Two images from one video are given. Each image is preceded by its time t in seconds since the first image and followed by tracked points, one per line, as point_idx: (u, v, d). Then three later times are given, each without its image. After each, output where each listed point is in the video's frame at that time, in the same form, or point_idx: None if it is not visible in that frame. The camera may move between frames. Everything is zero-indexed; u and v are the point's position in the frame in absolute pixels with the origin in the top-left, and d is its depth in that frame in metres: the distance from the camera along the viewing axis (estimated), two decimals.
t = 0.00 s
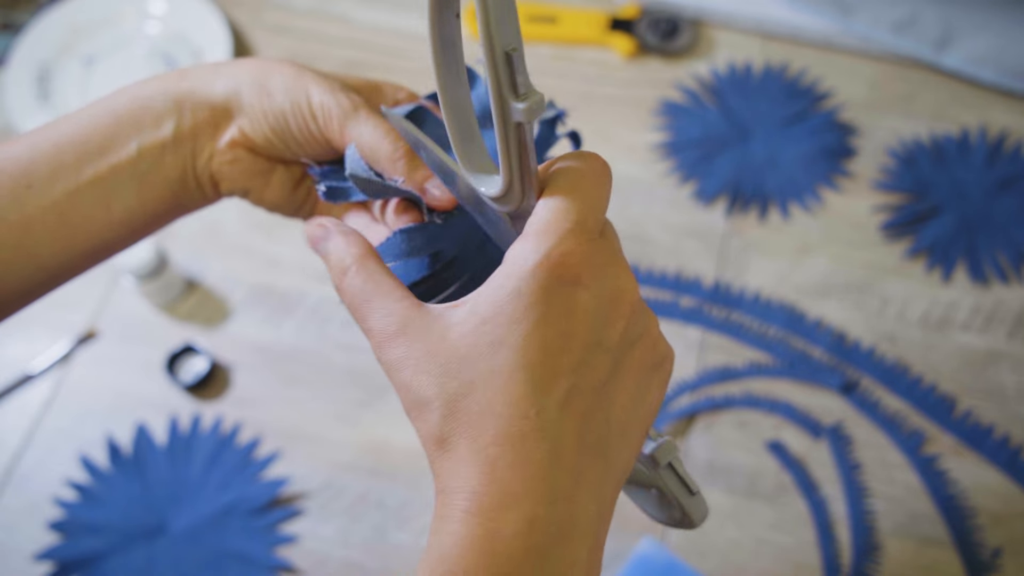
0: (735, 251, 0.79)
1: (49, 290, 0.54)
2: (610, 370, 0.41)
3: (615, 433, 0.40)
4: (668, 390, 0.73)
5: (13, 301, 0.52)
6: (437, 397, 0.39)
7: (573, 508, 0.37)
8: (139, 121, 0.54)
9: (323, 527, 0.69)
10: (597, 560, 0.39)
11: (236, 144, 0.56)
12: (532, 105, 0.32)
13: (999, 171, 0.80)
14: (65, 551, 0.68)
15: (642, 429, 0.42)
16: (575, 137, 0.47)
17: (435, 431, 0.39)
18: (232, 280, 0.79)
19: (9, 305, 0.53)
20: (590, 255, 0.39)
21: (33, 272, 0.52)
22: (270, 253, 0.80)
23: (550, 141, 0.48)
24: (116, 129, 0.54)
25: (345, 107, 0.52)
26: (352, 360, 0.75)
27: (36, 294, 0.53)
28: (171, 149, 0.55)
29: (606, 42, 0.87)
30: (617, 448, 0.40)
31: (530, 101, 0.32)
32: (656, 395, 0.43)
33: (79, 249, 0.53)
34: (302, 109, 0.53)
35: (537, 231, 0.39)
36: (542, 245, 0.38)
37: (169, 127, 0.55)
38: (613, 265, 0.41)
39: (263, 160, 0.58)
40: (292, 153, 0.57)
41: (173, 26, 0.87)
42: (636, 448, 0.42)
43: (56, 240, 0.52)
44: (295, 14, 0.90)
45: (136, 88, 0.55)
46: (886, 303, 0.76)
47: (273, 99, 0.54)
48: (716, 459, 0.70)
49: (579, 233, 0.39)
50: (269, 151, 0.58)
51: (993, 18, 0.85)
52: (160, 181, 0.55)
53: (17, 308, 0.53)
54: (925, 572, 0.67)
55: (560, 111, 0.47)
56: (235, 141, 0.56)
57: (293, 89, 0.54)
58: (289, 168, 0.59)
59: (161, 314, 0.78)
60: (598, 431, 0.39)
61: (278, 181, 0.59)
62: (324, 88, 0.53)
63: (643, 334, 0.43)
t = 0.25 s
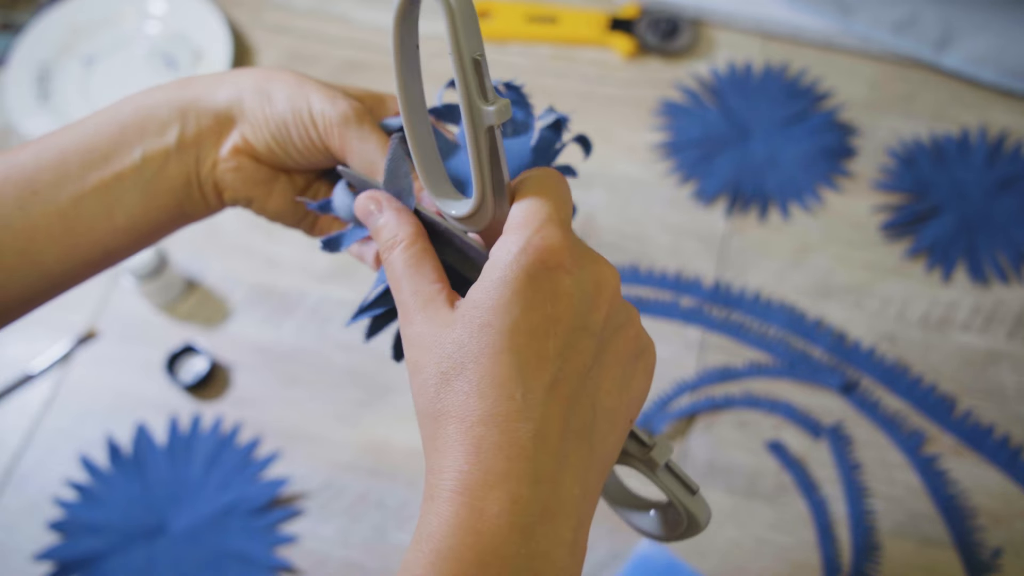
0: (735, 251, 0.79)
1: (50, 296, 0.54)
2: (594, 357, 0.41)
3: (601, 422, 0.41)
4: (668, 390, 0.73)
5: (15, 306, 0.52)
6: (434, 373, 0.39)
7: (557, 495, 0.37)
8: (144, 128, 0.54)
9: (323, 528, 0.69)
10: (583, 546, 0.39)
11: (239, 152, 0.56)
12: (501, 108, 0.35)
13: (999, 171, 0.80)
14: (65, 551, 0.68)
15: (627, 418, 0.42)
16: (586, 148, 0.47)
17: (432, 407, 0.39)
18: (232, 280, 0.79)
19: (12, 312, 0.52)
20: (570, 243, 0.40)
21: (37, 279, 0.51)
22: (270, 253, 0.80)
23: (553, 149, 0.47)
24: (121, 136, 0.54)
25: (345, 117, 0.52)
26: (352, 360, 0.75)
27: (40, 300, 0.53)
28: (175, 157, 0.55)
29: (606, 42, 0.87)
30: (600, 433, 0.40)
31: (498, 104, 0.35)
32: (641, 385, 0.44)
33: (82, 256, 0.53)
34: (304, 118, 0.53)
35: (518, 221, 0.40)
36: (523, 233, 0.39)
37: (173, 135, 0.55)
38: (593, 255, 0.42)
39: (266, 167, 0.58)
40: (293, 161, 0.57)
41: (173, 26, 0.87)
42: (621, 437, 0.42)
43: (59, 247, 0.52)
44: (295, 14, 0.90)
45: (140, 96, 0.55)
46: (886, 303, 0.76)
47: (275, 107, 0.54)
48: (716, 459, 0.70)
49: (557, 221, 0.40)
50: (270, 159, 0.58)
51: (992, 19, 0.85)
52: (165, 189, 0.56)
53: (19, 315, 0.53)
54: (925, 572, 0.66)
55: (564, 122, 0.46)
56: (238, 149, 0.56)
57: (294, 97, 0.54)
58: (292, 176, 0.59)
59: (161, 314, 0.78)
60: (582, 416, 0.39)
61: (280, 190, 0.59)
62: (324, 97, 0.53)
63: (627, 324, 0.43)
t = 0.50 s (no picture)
0: (735, 251, 0.79)
1: (45, 310, 0.54)
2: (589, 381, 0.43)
3: (587, 445, 0.43)
4: (668, 390, 0.73)
5: (10, 321, 0.53)
6: (443, 381, 0.38)
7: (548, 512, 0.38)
8: (137, 148, 0.54)
9: (323, 527, 0.69)
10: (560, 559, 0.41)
11: (239, 168, 0.56)
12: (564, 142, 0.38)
13: (999, 171, 0.80)
14: (65, 551, 0.68)
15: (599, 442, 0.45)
16: (580, 68, 0.45)
17: (436, 414, 0.38)
18: (232, 280, 0.79)
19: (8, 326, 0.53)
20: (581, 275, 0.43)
21: (31, 296, 0.52)
22: (270, 253, 0.80)
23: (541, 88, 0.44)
24: (114, 156, 0.53)
25: (340, 124, 0.50)
26: (353, 360, 0.75)
27: (34, 315, 0.54)
28: (172, 176, 0.55)
29: (606, 42, 0.87)
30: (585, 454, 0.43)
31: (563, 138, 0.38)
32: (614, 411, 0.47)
33: (78, 272, 0.53)
34: (298, 128, 0.52)
35: (537, 248, 0.41)
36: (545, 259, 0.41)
37: (169, 154, 0.54)
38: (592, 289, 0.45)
39: (269, 181, 0.58)
40: (294, 173, 0.56)
41: (173, 26, 0.87)
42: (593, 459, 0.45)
43: (54, 266, 0.52)
44: (295, 14, 0.90)
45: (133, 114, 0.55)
46: (886, 303, 0.76)
47: (268, 120, 0.53)
48: (716, 459, 0.70)
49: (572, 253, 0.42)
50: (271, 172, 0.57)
51: (992, 19, 0.85)
52: (163, 207, 0.55)
53: (14, 329, 0.54)
54: (925, 572, 0.66)
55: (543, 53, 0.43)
56: (239, 165, 0.56)
57: (286, 108, 0.52)
58: (296, 187, 0.59)
59: (161, 315, 0.78)
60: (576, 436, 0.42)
61: (286, 202, 0.59)
62: (316, 105, 0.52)
63: (613, 355, 0.46)
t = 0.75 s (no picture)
0: (735, 251, 0.79)
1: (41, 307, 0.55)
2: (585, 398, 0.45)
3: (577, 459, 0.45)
4: (668, 390, 0.73)
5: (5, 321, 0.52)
6: (459, 398, 0.38)
7: (550, 529, 0.39)
8: (134, 150, 0.53)
9: (323, 528, 0.69)
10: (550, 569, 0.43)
11: (239, 167, 0.57)
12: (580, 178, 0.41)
13: (999, 171, 0.80)
14: (65, 551, 0.68)
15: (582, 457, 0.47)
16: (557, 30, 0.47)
17: (451, 431, 0.38)
18: (232, 280, 0.79)
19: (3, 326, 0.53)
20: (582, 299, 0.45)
21: (29, 296, 0.52)
22: (270, 253, 0.80)
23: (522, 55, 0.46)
24: (110, 158, 0.53)
25: (341, 118, 0.50)
26: (353, 360, 0.75)
27: (28, 313, 0.54)
28: (170, 177, 0.55)
29: (606, 42, 0.87)
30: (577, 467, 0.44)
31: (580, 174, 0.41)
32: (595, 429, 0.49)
33: (75, 270, 0.54)
34: (298, 124, 0.52)
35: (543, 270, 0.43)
36: (552, 281, 0.42)
37: (167, 156, 0.54)
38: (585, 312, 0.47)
39: (270, 177, 0.59)
40: (295, 168, 0.57)
41: (173, 26, 0.87)
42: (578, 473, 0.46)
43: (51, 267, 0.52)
44: (294, 14, 0.90)
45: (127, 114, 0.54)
46: (886, 303, 0.76)
47: (267, 118, 0.53)
48: (716, 459, 0.70)
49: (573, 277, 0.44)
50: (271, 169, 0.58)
51: (992, 19, 0.85)
52: (162, 207, 0.56)
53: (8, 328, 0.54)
54: (925, 572, 0.67)
55: (525, 22, 0.46)
56: (240, 165, 0.57)
57: (286, 105, 0.52)
58: (298, 180, 0.60)
59: (161, 315, 0.78)
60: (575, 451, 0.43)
61: (289, 197, 0.60)
62: (316, 99, 0.51)
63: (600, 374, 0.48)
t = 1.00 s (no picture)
0: (735, 251, 0.79)
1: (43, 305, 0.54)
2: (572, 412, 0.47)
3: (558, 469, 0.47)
4: (669, 391, 0.73)
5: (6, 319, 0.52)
6: (489, 414, 0.38)
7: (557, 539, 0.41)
8: (137, 148, 0.53)
9: (323, 528, 0.69)
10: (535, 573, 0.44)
11: (245, 165, 0.57)
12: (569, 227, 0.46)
13: (999, 171, 0.80)
14: (65, 551, 0.68)
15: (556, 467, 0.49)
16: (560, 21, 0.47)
17: (483, 446, 0.38)
18: (231, 280, 0.79)
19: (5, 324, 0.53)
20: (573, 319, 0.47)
21: (32, 293, 0.52)
22: (269, 253, 0.80)
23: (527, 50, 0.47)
24: (113, 157, 0.52)
25: (347, 121, 0.50)
26: (352, 360, 0.75)
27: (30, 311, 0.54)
28: (174, 176, 0.56)
29: (606, 41, 0.87)
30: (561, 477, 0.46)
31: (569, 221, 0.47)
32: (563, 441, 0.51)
33: (79, 267, 0.54)
34: (304, 127, 0.52)
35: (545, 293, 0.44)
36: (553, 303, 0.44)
37: (172, 155, 0.54)
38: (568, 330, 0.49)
39: (274, 175, 0.59)
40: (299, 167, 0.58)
41: (172, 25, 0.87)
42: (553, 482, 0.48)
43: (55, 264, 0.52)
44: (294, 14, 0.90)
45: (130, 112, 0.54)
46: (886, 303, 0.76)
47: (273, 120, 0.53)
48: (716, 460, 0.70)
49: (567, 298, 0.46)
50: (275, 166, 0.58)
51: (991, 19, 0.85)
52: (166, 204, 0.56)
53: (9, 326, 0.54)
54: (925, 573, 0.67)
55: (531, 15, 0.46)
56: (246, 163, 0.57)
57: (291, 108, 0.52)
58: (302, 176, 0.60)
59: (160, 315, 0.78)
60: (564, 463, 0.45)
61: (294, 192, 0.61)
62: (321, 102, 0.51)
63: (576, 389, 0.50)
